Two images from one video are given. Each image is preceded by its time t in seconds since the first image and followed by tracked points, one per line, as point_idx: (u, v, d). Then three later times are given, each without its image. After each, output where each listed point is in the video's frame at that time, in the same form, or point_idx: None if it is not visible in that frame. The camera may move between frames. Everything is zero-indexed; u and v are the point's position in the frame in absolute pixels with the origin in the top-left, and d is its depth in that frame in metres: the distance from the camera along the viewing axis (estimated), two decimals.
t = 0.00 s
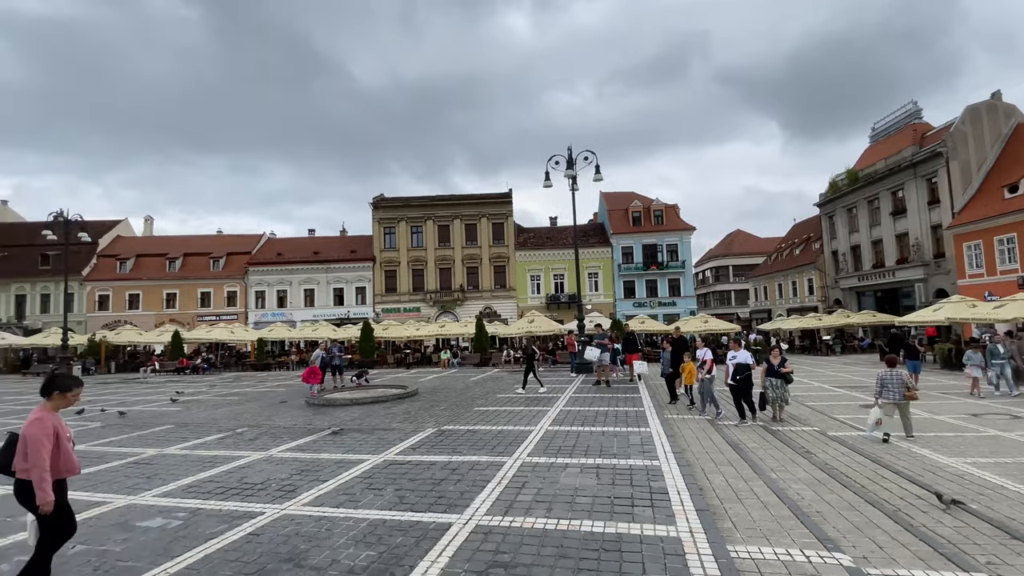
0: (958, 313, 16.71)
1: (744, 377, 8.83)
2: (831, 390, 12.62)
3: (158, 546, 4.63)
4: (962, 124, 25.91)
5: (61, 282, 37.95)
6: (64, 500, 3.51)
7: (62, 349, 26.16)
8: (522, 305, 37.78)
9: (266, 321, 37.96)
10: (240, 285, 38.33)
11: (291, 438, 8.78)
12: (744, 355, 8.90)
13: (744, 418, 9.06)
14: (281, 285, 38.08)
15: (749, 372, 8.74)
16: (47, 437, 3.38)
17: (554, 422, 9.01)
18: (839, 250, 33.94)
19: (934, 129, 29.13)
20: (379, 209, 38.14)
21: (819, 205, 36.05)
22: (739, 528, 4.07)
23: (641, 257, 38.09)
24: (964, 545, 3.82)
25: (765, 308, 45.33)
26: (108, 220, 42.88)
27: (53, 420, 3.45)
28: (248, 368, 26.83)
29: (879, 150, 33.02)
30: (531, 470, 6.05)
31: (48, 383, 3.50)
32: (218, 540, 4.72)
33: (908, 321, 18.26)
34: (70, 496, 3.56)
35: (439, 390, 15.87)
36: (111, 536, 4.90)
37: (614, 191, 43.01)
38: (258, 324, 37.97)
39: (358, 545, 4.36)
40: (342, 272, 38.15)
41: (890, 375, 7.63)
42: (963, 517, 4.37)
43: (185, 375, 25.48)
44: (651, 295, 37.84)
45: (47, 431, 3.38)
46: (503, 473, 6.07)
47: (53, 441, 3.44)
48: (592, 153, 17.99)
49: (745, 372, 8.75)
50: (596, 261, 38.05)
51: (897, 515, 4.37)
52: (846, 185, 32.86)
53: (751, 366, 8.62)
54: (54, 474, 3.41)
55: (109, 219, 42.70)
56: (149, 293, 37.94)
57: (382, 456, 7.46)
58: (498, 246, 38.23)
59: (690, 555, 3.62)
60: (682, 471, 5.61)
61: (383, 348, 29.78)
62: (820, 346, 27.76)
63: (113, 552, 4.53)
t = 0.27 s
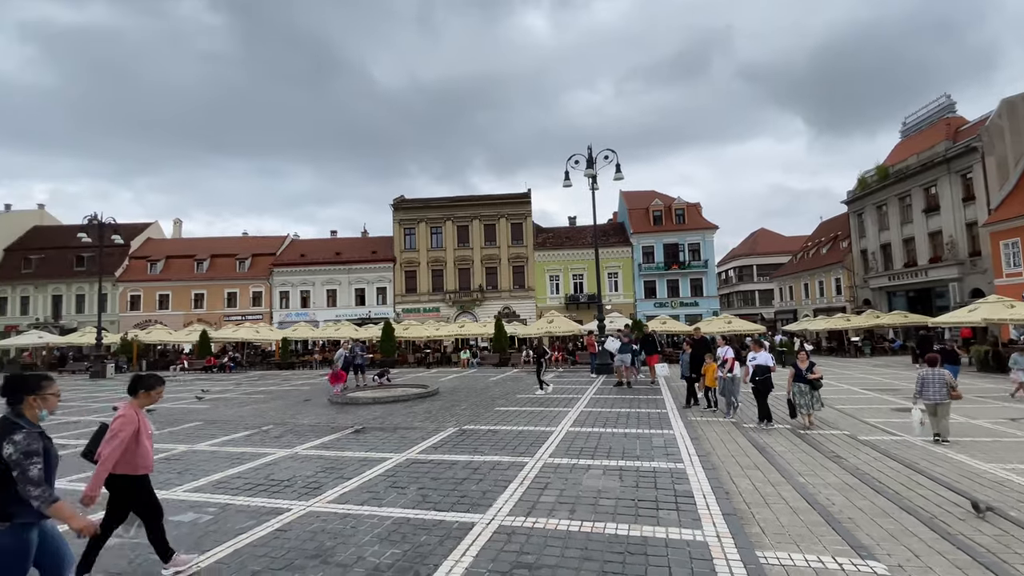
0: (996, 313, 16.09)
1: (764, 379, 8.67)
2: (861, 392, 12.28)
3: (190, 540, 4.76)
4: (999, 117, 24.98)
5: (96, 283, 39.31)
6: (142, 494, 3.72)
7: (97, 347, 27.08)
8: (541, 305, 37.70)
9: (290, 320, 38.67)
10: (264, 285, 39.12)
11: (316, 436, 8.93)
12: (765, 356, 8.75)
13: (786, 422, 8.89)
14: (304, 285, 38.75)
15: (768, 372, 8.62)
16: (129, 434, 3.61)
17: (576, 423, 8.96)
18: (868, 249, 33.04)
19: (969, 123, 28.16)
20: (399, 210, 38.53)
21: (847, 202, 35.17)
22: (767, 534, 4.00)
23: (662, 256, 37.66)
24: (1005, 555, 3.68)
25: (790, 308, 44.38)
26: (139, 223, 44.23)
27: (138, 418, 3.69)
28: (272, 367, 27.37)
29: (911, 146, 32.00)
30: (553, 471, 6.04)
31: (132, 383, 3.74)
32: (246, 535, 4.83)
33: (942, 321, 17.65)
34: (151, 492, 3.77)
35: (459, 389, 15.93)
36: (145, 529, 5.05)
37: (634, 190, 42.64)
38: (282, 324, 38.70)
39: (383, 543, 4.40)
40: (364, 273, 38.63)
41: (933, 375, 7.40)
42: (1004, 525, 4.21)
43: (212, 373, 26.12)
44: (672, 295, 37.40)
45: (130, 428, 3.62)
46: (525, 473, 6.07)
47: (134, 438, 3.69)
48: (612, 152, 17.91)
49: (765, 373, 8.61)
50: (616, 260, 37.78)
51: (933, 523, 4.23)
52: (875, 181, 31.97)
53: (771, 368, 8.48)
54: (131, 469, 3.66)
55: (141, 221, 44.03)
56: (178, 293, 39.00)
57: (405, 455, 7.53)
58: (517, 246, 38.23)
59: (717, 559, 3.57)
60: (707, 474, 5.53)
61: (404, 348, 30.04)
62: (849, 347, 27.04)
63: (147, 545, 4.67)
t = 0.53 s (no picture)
0: None
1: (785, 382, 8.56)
2: (894, 396, 11.93)
3: (223, 534, 4.90)
4: None
5: (129, 284, 40.65)
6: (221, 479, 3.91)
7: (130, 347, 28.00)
8: (561, 306, 37.58)
9: (314, 320, 39.35)
10: (289, 286, 39.86)
11: (340, 434, 9.08)
12: (784, 361, 8.62)
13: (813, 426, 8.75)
14: (328, 286, 39.41)
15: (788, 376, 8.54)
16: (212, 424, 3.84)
17: (597, 424, 8.93)
18: (900, 247, 32.06)
19: (1007, 116, 27.10)
20: (420, 211, 38.93)
21: (877, 199, 34.23)
22: (798, 540, 3.91)
23: (685, 256, 37.17)
24: None
25: (818, 308, 43.34)
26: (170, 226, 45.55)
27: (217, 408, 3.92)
28: (297, 366, 27.92)
29: (945, 140, 30.96)
30: (576, 472, 6.02)
31: (209, 375, 4.00)
32: (277, 530, 4.96)
33: (979, 322, 17.02)
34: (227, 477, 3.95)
35: (480, 389, 15.99)
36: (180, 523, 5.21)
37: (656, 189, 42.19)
38: (307, 324, 39.40)
39: (408, 541, 4.45)
40: (385, 274, 39.05)
41: (972, 379, 7.20)
42: None
43: (239, 372, 26.74)
44: (695, 295, 36.91)
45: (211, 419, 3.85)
46: (547, 475, 6.06)
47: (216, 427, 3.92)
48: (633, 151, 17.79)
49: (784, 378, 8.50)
50: (637, 260, 37.46)
51: (973, 531, 4.09)
52: (907, 178, 31.00)
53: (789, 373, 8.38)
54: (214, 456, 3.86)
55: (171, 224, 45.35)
56: (206, 294, 40.04)
57: (428, 453, 7.61)
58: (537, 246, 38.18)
59: (746, 565, 3.51)
60: (734, 478, 5.44)
61: (425, 348, 30.28)
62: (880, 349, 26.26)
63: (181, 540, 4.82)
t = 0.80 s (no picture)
0: None
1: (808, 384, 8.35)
2: (936, 399, 11.47)
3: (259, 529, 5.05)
4: None
5: (166, 286, 42.17)
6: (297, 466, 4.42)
7: (168, 346, 29.04)
8: (586, 306, 37.33)
9: (342, 321, 40.09)
10: (318, 287, 40.71)
11: (369, 433, 9.23)
12: (805, 361, 8.41)
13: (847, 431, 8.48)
14: (355, 287, 40.11)
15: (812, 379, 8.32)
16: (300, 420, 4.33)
17: (625, 426, 8.85)
18: (941, 245, 30.83)
19: None
20: (444, 212, 39.28)
21: (917, 195, 33.01)
22: (837, 547, 3.80)
23: (712, 255, 36.51)
24: None
25: (853, 308, 41.99)
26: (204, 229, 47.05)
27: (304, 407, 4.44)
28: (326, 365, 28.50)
29: (989, 132, 29.63)
30: (605, 474, 5.99)
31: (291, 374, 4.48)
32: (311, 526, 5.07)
33: None
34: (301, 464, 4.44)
35: (505, 390, 16.02)
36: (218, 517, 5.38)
37: (683, 188, 41.55)
38: (335, 324, 40.17)
39: (439, 540, 4.50)
40: (411, 275, 39.51)
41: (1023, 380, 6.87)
42: None
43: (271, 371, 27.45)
44: (723, 295, 36.22)
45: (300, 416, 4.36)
46: (576, 476, 6.03)
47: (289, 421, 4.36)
48: (659, 149, 17.58)
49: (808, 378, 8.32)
50: (663, 259, 36.97)
51: None
52: (949, 172, 29.80)
53: (812, 374, 8.21)
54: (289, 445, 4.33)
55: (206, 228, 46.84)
56: (239, 295, 41.21)
57: (456, 452, 7.67)
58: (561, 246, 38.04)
59: (784, 572, 3.43)
60: (769, 483, 5.32)
61: (450, 348, 30.53)
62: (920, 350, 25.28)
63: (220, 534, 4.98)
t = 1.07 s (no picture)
0: None
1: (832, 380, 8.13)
2: (977, 402, 11.02)
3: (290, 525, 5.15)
4: None
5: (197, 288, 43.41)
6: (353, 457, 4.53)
7: (199, 346, 29.87)
8: (608, 306, 36.98)
9: (366, 321, 40.62)
10: (342, 288, 41.35)
11: (394, 432, 9.32)
12: (831, 357, 8.18)
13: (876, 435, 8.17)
14: (378, 288, 40.61)
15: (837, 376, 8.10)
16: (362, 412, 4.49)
17: (650, 428, 8.74)
18: (981, 241, 29.68)
19: None
20: (465, 213, 39.48)
21: (954, 189, 31.91)
22: (875, 554, 3.69)
23: (738, 253, 35.83)
24: None
25: (886, 308, 40.67)
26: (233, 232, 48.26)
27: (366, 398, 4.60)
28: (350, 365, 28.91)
29: None
30: (630, 476, 5.92)
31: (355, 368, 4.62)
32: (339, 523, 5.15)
33: None
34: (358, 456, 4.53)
35: (528, 390, 15.99)
36: (249, 513, 5.50)
37: (707, 185, 40.90)
38: (359, 324, 40.73)
39: (464, 539, 4.52)
40: (433, 276, 39.80)
41: None
42: None
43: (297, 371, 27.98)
44: (750, 294, 35.52)
45: (360, 408, 4.49)
46: (601, 478, 5.98)
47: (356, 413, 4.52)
48: (683, 146, 17.34)
49: (833, 376, 8.09)
50: (687, 259, 36.44)
51: None
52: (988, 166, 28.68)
53: (838, 371, 7.98)
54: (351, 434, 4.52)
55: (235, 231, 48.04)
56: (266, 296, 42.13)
57: (479, 452, 7.69)
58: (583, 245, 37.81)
59: None
60: (801, 487, 5.19)
61: (471, 348, 30.64)
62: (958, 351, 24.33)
63: (251, 529, 5.10)
